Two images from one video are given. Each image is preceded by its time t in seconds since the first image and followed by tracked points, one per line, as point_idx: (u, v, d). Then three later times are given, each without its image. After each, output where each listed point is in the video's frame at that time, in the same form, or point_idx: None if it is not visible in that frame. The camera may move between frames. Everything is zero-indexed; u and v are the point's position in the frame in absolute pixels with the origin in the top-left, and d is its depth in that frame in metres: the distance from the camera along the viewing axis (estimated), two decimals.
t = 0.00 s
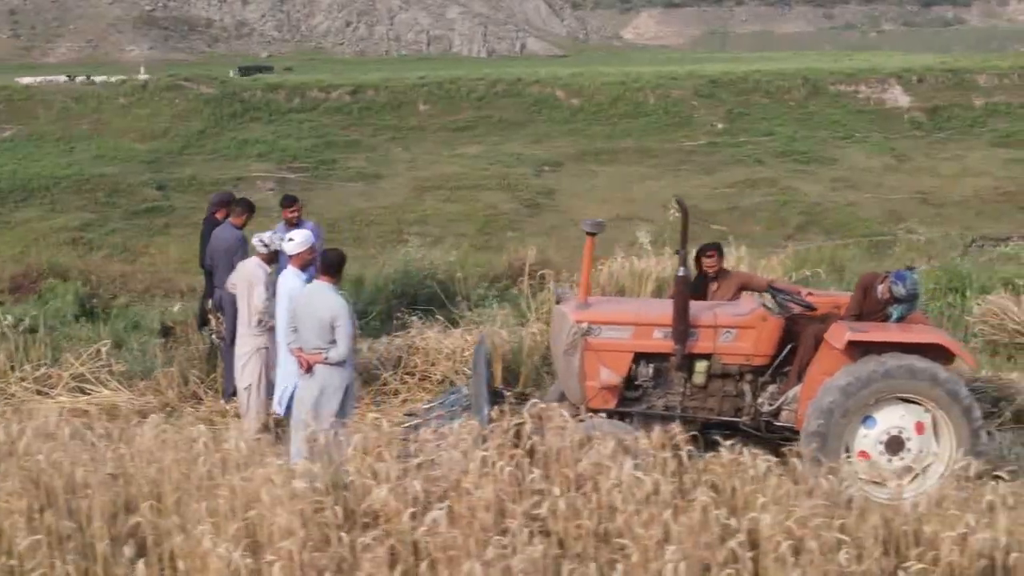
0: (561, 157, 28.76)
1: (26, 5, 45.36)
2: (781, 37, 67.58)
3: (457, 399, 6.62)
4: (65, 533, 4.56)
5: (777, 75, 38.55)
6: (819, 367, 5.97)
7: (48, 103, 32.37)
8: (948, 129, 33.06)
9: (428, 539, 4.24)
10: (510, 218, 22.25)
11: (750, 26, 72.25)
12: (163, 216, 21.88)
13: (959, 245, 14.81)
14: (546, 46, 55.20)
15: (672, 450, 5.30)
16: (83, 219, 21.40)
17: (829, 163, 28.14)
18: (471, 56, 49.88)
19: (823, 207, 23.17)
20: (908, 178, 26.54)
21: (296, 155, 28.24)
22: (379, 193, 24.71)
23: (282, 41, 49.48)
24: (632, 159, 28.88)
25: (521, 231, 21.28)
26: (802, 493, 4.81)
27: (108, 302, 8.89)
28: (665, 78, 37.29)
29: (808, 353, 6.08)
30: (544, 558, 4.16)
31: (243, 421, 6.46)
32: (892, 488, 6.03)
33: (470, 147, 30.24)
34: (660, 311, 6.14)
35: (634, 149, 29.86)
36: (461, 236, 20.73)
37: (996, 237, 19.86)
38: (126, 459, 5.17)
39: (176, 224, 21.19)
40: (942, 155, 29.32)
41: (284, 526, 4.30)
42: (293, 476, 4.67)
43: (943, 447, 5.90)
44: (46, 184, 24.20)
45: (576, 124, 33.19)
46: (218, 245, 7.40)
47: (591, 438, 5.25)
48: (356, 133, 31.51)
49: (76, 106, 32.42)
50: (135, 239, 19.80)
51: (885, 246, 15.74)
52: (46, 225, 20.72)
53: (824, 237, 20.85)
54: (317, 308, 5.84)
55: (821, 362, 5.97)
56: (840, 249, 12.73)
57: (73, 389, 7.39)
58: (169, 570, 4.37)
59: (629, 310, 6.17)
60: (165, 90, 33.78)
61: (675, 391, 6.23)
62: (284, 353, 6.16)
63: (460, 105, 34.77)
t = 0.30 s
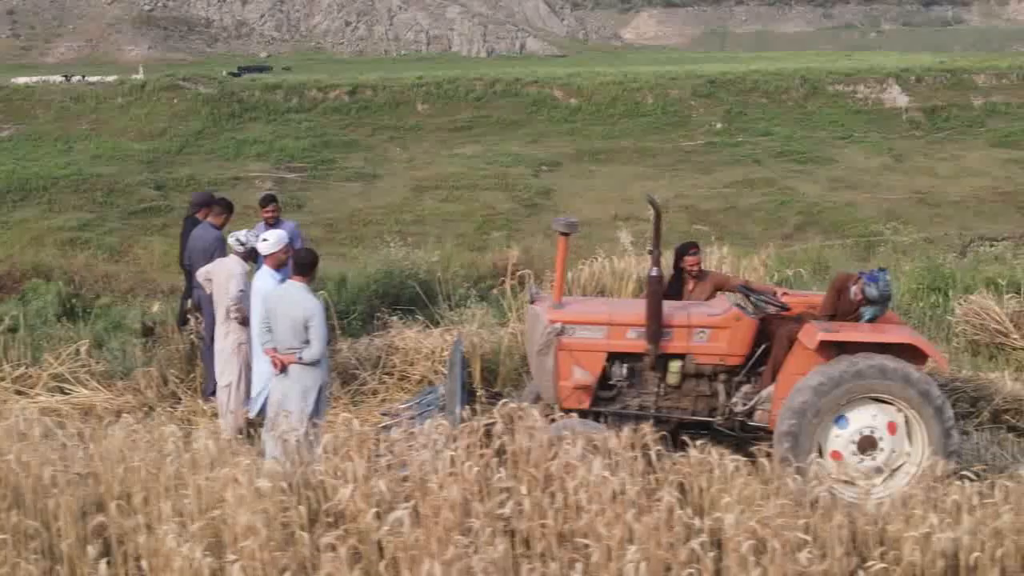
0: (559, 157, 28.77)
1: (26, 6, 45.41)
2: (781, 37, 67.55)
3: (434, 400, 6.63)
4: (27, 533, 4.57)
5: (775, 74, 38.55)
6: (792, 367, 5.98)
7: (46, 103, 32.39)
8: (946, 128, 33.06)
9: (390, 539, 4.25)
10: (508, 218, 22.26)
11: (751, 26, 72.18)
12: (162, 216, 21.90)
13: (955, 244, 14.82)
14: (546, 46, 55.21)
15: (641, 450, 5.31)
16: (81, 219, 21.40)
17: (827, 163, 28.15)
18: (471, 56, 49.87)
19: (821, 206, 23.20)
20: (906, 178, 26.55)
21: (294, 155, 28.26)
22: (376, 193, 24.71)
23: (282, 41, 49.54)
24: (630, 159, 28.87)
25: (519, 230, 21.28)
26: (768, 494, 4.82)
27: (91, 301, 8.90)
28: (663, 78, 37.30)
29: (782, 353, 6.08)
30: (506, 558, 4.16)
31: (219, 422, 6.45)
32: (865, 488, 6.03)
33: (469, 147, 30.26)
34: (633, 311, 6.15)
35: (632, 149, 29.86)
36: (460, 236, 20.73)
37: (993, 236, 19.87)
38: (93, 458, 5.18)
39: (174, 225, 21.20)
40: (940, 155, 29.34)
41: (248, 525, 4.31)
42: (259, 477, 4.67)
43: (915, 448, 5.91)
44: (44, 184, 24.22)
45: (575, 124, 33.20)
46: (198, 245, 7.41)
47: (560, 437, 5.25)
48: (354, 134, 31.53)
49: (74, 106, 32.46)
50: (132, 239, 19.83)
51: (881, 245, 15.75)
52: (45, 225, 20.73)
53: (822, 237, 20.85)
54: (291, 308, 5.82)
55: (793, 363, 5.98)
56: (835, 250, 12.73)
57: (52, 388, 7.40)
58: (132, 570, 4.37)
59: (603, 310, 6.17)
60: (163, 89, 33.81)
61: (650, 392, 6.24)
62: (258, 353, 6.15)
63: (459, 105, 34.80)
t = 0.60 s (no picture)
0: (568, 157, 28.76)
1: (36, 6, 45.56)
2: (790, 37, 67.48)
3: (419, 400, 6.62)
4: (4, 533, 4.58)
5: (783, 75, 38.52)
6: (775, 367, 5.97)
7: (56, 103, 32.45)
8: (955, 129, 33.01)
9: (361, 537, 4.24)
10: (516, 218, 22.26)
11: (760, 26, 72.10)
12: (170, 216, 21.91)
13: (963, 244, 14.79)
14: (556, 46, 55.24)
15: (621, 450, 5.31)
16: (89, 218, 21.42)
17: (835, 163, 28.12)
18: (480, 56, 49.89)
19: (830, 206, 23.18)
20: (914, 178, 26.52)
21: (303, 155, 28.27)
22: (384, 192, 24.73)
23: (292, 40, 49.62)
24: (638, 159, 28.86)
25: (527, 230, 21.26)
26: (743, 495, 4.82)
27: (84, 301, 8.92)
28: (671, 78, 37.29)
29: (765, 354, 6.08)
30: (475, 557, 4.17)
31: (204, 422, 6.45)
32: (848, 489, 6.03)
33: (477, 147, 30.25)
34: (617, 311, 6.14)
35: (639, 149, 29.85)
36: (468, 236, 20.72)
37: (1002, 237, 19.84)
38: (70, 458, 5.19)
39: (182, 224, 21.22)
40: (948, 155, 29.30)
41: (217, 526, 4.32)
42: (235, 477, 4.68)
43: (898, 449, 5.89)
44: (53, 184, 24.24)
45: (583, 125, 33.19)
46: (188, 245, 7.40)
47: (540, 439, 5.25)
48: (362, 134, 31.55)
49: (83, 105, 32.55)
50: (139, 238, 19.87)
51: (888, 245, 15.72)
52: (54, 225, 20.76)
53: (831, 237, 20.83)
54: (274, 307, 5.77)
55: (776, 363, 5.98)
56: (838, 250, 12.73)
57: (41, 387, 7.43)
58: (105, 570, 4.38)
59: (588, 310, 6.17)
60: (172, 89, 33.86)
61: (633, 392, 6.24)
62: (243, 351, 6.09)
63: (467, 105, 34.80)
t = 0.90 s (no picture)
0: (582, 157, 28.73)
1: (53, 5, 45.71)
2: (807, 37, 67.30)
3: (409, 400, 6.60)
4: None
5: (799, 75, 38.41)
6: (763, 369, 5.95)
7: (72, 103, 32.52)
8: (972, 129, 32.89)
9: (336, 539, 4.23)
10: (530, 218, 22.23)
11: (777, 25, 71.90)
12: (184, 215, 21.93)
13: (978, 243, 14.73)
14: (572, 46, 55.16)
15: (605, 452, 5.29)
16: (104, 218, 21.45)
17: (850, 163, 28.05)
18: (496, 56, 49.87)
19: (845, 206, 23.12)
20: (930, 179, 26.43)
21: (317, 155, 28.29)
22: (398, 192, 24.73)
23: (308, 40, 49.67)
24: (652, 159, 28.82)
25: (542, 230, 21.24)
26: (723, 497, 4.80)
27: (82, 302, 8.93)
28: (687, 78, 37.22)
29: (754, 355, 6.06)
30: (450, 559, 4.16)
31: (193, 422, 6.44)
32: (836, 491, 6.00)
33: (492, 147, 30.23)
34: (606, 313, 6.13)
35: (654, 149, 29.81)
36: (482, 236, 20.70)
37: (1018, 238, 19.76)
38: (54, 459, 5.20)
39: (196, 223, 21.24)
40: (964, 155, 29.20)
41: (194, 526, 4.32)
42: (215, 478, 4.68)
43: (887, 451, 5.86)
44: (67, 184, 24.29)
45: (598, 124, 33.15)
46: (181, 246, 7.40)
47: (524, 440, 5.24)
48: (377, 133, 31.56)
49: (98, 105, 32.63)
50: (153, 237, 19.90)
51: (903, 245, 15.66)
52: (68, 224, 20.79)
53: (846, 237, 20.77)
54: (260, 307, 5.75)
55: (765, 364, 5.95)
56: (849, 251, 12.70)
57: (35, 387, 7.44)
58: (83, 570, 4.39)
59: (576, 311, 6.16)
60: (188, 89, 33.92)
61: (622, 393, 6.22)
62: (229, 352, 6.08)
63: (481, 105, 34.79)
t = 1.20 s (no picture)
0: (599, 156, 28.71)
1: (75, 6, 45.90)
2: (828, 36, 67.03)
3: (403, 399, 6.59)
4: None
5: (817, 75, 38.28)
6: (756, 370, 5.92)
7: (91, 104, 32.66)
8: (992, 129, 32.73)
9: (315, 540, 4.24)
10: (548, 217, 22.22)
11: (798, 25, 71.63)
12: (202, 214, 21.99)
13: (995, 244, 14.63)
14: (591, 46, 55.02)
15: (593, 452, 5.28)
16: (123, 216, 21.50)
17: (869, 163, 27.95)
18: (516, 55, 49.83)
19: (863, 206, 23.04)
20: (949, 179, 26.31)
21: (335, 154, 28.33)
22: (415, 192, 24.73)
23: (328, 39, 49.67)
24: (670, 159, 28.76)
25: (559, 229, 21.21)
26: (707, 499, 4.78)
27: (85, 301, 8.95)
28: (705, 78, 37.16)
29: (747, 357, 6.04)
30: (428, 560, 4.14)
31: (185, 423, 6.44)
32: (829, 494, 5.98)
33: (510, 146, 30.23)
34: (597, 314, 6.11)
35: (672, 149, 29.75)
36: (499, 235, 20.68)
37: None
38: (41, 457, 5.22)
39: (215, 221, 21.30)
40: (984, 156, 29.07)
41: (175, 526, 4.32)
42: (199, 478, 4.68)
43: (879, 453, 5.82)
44: (87, 182, 24.37)
45: (616, 124, 33.11)
46: (179, 246, 7.40)
47: (512, 441, 5.23)
48: (395, 133, 31.58)
49: (118, 105, 32.75)
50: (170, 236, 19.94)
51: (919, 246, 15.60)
52: (87, 223, 20.86)
53: (864, 237, 20.70)
54: (251, 307, 5.73)
55: (758, 365, 5.93)
56: (861, 253, 12.66)
57: (33, 387, 7.46)
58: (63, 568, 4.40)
59: (568, 312, 6.14)
60: (206, 89, 34.01)
61: (615, 395, 6.21)
62: (221, 352, 6.06)
63: (499, 105, 34.79)
